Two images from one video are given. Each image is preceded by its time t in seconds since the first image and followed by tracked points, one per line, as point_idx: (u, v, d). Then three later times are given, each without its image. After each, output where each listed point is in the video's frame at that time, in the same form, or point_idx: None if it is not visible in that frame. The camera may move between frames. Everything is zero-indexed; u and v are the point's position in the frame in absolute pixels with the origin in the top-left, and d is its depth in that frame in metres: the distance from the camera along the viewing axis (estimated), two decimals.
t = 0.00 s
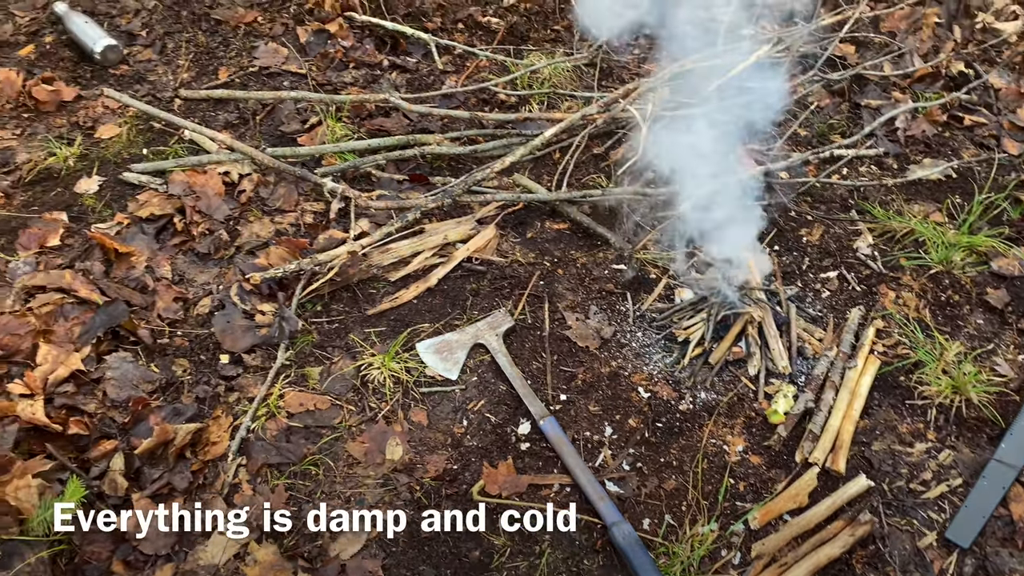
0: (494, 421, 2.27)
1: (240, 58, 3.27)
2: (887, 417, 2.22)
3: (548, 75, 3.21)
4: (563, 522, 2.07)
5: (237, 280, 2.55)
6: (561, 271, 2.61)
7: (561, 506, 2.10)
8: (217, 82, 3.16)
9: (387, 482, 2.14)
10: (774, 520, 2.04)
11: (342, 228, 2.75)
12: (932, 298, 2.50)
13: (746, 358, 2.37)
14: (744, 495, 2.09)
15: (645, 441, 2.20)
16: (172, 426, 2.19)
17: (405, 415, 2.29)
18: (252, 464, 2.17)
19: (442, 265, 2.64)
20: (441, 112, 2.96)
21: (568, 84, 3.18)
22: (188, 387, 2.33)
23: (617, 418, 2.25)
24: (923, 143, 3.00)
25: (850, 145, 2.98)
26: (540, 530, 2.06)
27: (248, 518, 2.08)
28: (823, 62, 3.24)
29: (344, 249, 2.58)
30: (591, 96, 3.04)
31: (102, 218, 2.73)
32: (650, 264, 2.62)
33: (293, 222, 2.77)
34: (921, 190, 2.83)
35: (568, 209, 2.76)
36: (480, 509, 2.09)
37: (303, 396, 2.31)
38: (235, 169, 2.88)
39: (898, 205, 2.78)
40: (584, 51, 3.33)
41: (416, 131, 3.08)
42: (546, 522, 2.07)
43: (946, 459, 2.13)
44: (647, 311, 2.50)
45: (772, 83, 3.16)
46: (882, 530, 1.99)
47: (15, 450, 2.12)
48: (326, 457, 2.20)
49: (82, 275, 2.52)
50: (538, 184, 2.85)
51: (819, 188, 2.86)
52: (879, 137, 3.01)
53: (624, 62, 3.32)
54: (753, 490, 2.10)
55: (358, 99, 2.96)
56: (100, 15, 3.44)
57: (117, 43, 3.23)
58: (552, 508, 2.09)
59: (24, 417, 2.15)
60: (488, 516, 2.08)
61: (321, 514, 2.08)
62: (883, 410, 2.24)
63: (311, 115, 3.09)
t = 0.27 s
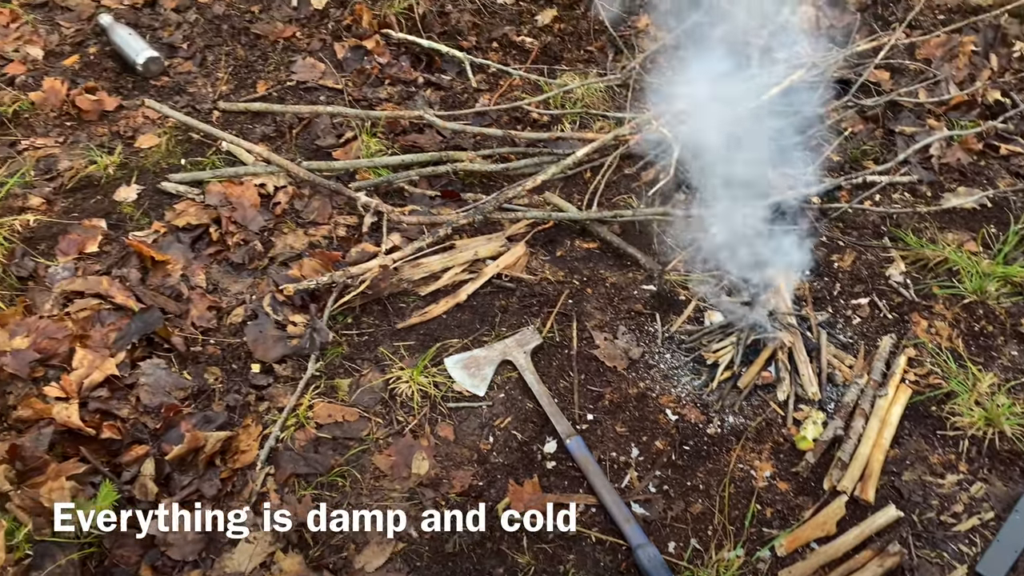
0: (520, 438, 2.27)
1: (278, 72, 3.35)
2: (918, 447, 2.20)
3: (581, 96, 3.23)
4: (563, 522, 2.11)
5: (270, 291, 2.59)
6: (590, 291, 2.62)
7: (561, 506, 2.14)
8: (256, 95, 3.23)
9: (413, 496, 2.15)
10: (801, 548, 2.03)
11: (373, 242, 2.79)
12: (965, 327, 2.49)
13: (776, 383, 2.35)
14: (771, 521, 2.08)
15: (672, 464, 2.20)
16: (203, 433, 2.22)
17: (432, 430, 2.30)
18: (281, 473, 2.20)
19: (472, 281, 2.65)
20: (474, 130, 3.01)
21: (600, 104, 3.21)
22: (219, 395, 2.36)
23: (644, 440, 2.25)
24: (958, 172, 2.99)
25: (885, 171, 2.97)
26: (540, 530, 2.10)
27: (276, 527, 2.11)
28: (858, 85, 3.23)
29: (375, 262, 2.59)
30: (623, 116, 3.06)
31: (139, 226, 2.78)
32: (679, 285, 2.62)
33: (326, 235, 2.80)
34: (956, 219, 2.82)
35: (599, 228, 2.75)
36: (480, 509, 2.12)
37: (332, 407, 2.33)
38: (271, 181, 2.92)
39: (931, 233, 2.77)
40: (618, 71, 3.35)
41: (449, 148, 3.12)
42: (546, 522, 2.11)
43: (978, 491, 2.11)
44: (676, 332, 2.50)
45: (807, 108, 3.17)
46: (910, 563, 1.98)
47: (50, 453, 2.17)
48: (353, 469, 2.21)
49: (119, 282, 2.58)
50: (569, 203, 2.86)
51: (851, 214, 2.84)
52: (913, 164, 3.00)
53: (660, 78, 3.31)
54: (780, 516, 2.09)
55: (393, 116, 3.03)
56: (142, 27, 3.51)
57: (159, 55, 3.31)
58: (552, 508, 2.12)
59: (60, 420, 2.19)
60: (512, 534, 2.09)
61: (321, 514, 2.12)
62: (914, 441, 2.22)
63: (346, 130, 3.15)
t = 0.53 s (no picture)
0: (546, 458, 2.27)
1: (316, 88, 3.42)
2: (950, 481, 2.18)
3: (616, 118, 3.26)
4: (563, 522, 2.15)
5: (303, 304, 2.63)
6: (619, 312, 2.62)
7: (561, 506, 2.18)
8: (293, 111, 3.30)
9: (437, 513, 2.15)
10: None
11: (405, 258, 2.82)
12: (999, 360, 2.48)
13: (805, 412, 2.35)
14: (798, 550, 2.07)
15: (698, 489, 2.19)
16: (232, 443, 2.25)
17: (458, 447, 2.31)
18: (308, 485, 2.21)
19: (501, 299, 2.66)
20: (507, 150, 3.05)
21: (633, 127, 3.24)
22: (249, 405, 2.39)
23: (670, 464, 2.24)
24: (993, 204, 2.98)
25: (919, 200, 2.95)
26: (540, 529, 2.13)
27: (300, 539, 2.12)
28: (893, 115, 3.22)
29: (407, 278, 2.60)
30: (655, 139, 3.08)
31: (176, 236, 2.83)
32: (709, 310, 2.62)
33: (358, 249, 2.84)
34: (991, 251, 2.81)
35: (629, 250, 2.77)
36: (480, 509, 2.15)
37: (360, 421, 2.35)
38: (305, 196, 2.97)
39: (965, 264, 2.76)
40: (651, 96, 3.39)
41: (482, 167, 3.16)
42: (546, 522, 2.14)
43: (1011, 528, 2.08)
44: (705, 357, 2.49)
45: (842, 134, 3.16)
46: None
47: (83, 457, 2.21)
48: (379, 483, 2.23)
49: (155, 291, 2.62)
50: (600, 224, 2.87)
51: (884, 243, 2.83)
52: (947, 195, 2.98)
53: (692, 102, 3.33)
54: (808, 546, 2.07)
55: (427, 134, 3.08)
56: (185, 42, 3.59)
57: (200, 69, 3.39)
58: (552, 509, 2.16)
59: (93, 425, 2.23)
60: (537, 554, 2.09)
61: (322, 514, 2.15)
62: (946, 474, 2.20)
63: (381, 147, 3.20)
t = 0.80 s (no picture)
0: (575, 481, 2.28)
1: (355, 107, 3.49)
2: (985, 517, 2.17)
3: (650, 143, 3.28)
4: (563, 522, 2.19)
5: (337, 318, 2.66)
6: (651, 336, 2.63)
7: (561, 506, 2.22)
8: (333, 129, 3.37)
9: (466, 532, 2.17)
10: None
11: (438, 275, 2.85)
12: None
13: (838, 442, 2.34)
14: None
15: (728, 517, 2.18)
16: (265, 454, 2.29)
17: (488, 466, 2.32)
18: (339, 500, 2.24)
19: (533, 320, 2.67)
20: (542, 172, 3.08)
21: (667, 152, 3.26)
22: (283, 418, 2.42)
23: (700, 491, 2.24)
24: None
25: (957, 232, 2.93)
26: (539, 529, 2.18)
27: (330, 553, 2.13)
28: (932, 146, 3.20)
29: (440, 296, 2.65)
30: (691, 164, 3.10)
31: (215, 248, 2.89)
32: (742, 336, 2.61)
33: (392, 266, 2.87)
34: None
35: (662, 274, 2.77)
36: (496, 520, 2.19)
37: (391, 437, 2.37)
38: (343, 213, 3.01)
39: (1003, 298, 2.74)
40: (687, 120, 3.39)
41: (516, 188, 3.18)
42: (546, 522, 2.19)
43: None
44: (737, 384, 2.49)
45: (879, 163, 3.16)
46: None
47: (120, 464, 2.25)
48: (408, 499, 2.24)
49: (194, 302, 2.67)
50: (633, 248, 2.88)
51: (920, 274, 2.81)
52: (986, 227, 2.96)
53: (728, 128, 3.34)
54: None
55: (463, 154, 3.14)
56: (228, 58, 3.68)
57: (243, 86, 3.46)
58: (553, 508, 2.21)
59: (130, 433, 2.27)
60: None
61: (322, 514, 2.20)
62: (981, 510, 2.19)
63: (417, 166, 3.24)
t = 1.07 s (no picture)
0: (607, 509, 2.27)
1: (394, 130, 3.55)
2: None
3: (687, 172, 3.29)
4: (563, 522, 2.25)
5: (373, 338, 2.68)
6: (685, 365, 2.62)
7: (593, 534, 2.22)
8: (372, 151, 3.43)
9: (497, 556, 2.18)
10: None
11: (473, 297, 2.86)
12: None
13: (874, 477, 2.32)
14: None
15: (761, 551, 2.17)
16: (299, 471, 2.32)
17: (519, 491, 2.33)
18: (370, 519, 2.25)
19: (566, 345, 2.68)
20: (578, 198, 3.11)
21: (704, 181, 3.27)
22: (317, 435, 2.44)
23: (734, 523, 2.22)
24: None
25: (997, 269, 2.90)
26: (539, 529, 2.24)
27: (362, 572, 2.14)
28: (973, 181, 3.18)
29: (475, 319, 2.67)
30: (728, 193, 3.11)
31: (254, 266, 2.94)
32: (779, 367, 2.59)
33: (427, 288, 2.90)
34: None
35: (697, 302, 2.77)
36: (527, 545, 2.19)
37: (423, 458, 2.38)
38: (380, 233, 3.05)
39: None
40: (723, 149, 3.41)
41: (551, 213, 3.19)
42: (546, 521, 2.25)
43: None
44: (772, 417, 2.48)
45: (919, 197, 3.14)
46: None
47: (157, 476, 2.28)
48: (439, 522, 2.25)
49: (233, 318, 2.72)
50: (668, 276, 2.88)
51: (959, 310, 2.79)
52: None
53: (765, 158, 3.36)
54: None
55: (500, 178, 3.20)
56: (272, 80, 3.76)
57: (285, 107, 3.53)
58: (553, 509, 2.27)
59: (168, 446, 2.31)
60: None
61: (322, 515, 2.25)
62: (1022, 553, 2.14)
63: (454, 189, 3.28)
